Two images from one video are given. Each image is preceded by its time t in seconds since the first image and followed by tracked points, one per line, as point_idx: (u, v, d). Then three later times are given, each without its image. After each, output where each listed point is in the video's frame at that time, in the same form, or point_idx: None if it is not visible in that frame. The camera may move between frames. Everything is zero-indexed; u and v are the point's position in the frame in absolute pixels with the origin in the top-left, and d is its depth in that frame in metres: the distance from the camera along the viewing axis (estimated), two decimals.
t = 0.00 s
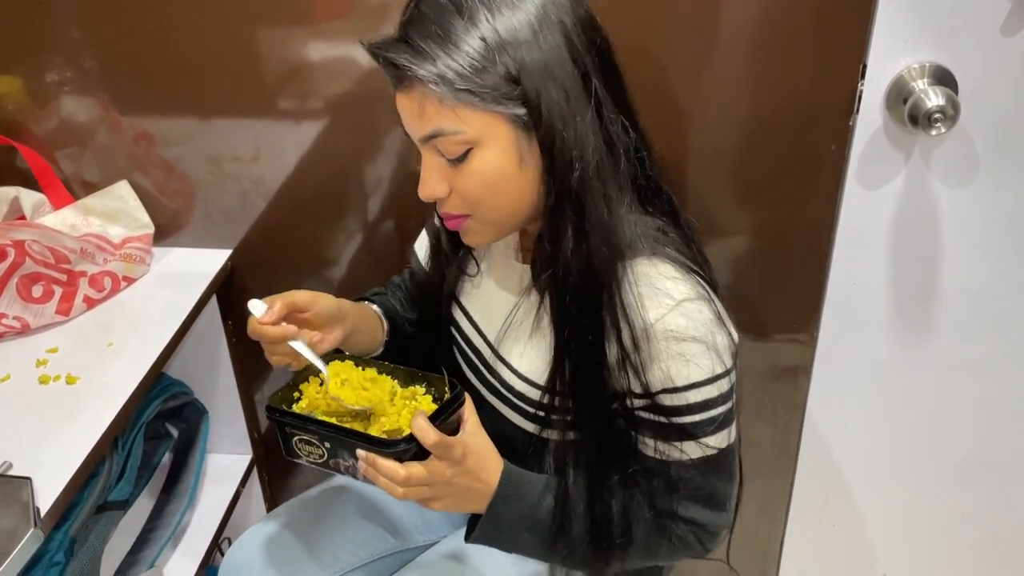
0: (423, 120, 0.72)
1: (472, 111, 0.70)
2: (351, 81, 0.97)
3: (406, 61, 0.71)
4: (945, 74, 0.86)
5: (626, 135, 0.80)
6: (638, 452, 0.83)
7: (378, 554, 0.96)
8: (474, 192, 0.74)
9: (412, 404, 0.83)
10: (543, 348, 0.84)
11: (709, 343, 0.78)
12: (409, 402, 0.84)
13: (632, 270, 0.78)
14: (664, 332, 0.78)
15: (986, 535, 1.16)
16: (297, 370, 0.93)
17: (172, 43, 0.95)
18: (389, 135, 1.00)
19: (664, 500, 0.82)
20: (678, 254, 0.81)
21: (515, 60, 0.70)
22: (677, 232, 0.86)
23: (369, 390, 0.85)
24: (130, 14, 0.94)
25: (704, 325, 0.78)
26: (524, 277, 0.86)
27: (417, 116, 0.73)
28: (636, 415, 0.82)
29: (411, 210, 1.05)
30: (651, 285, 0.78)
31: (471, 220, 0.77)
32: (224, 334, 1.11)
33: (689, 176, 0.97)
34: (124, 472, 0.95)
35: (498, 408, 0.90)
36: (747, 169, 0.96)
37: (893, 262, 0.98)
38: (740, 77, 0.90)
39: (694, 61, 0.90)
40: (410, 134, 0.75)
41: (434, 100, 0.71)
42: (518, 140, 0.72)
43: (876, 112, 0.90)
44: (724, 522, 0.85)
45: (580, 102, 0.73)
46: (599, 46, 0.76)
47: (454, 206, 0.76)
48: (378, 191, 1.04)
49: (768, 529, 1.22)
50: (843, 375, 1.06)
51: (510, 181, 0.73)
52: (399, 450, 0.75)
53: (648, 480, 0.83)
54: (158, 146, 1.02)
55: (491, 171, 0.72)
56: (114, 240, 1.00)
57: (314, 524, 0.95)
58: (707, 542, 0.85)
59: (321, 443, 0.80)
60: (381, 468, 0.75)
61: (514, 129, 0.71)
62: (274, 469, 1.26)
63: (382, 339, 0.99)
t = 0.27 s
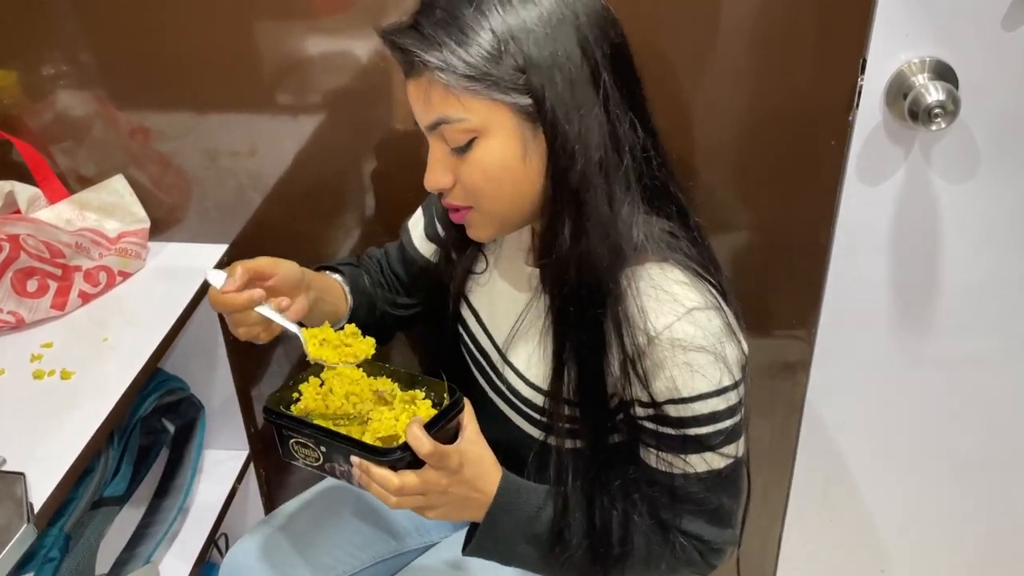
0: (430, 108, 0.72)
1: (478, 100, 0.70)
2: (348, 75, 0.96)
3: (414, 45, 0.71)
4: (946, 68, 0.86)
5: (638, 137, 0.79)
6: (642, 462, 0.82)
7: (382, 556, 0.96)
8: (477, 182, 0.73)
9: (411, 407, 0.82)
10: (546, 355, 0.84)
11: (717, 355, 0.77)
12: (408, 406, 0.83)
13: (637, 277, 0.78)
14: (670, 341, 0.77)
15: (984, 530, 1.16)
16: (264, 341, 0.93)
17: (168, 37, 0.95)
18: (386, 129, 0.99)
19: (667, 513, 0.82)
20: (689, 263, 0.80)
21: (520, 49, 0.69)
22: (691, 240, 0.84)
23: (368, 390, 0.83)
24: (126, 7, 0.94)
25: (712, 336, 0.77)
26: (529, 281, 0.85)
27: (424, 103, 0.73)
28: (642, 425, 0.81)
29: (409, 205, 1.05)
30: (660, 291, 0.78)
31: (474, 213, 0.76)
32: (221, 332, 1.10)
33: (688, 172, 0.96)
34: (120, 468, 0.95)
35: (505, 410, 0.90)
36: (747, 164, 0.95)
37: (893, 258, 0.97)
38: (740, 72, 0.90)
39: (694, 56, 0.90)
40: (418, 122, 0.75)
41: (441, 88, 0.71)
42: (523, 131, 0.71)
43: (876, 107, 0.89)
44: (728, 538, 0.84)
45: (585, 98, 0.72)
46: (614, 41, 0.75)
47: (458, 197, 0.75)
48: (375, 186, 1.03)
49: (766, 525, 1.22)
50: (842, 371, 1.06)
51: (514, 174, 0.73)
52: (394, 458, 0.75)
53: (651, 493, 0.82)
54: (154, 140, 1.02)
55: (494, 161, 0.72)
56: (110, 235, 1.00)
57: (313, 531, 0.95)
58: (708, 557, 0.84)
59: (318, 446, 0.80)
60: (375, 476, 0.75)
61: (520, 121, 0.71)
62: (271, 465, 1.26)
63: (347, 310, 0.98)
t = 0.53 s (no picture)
0: (451, 106, 0.71)
1: (501, 99, 0.69)
2: (344, 72, 0.96)
3: (436, 42, 0.70)
4: (941, 65, 0.86)
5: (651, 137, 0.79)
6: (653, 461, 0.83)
7: (378, 554, 0.96)
8: (495, 182, 0.72)
9: (422, 408, 0.82)
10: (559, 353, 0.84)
11: (728, 355, 0.77)
12: (417, 406, 0.82)
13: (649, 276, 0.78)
14: (682, 340, 0.77)
15: (980, 526, 1.16)
16: (267, 370, 0.89)
17: (164, 33, 0.95)
18: (383, 126, 0.99)
19: (679, 512, 0.82)
20: (698, 262, 0.80)
21: (548, 49, 0.70)
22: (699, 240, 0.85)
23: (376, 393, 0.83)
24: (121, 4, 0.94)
25: (722, 335, 0.77)
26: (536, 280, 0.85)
27: (443, 101, 0.71)
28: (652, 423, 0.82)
29: (405, 201, 1.05)
30: (671, 292, 0.78)
31: (487, 214, 0.76)
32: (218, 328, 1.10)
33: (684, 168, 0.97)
34: (116, 465, 0.95)
35: (512, 418, 0.89)
36: (743, 160, 0.95)
37: (889, 254, 0.97)
38: (736, 69, 0.90)
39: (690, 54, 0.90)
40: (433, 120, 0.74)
41: (463, 85, 0.70)
42: (547, 131, 0.71)
43: (871, 103, 0.89)
44: (737, 536, 0.85)
45: (610, 98, 0.72)
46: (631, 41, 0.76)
47: (472, 198, 0.75)
48: (372, 183, 1.03)
49: (762, 521, 1.22)
50: (838, 367, 1.06)
51: (533, 175, 0.72)
52: (410, 463, 0.74)
53: (664, 492, 0.82)
54: (150, 136, 1.02)
55: (514, 162, 0.71)
56: (105, 231, 1.00)
57: (312, 527, 0.95)
58: (719, 555, 0.85)
59: (327, 449, 0.79)
60: (390, 482, 0.74)
61: (542, 121, 0.71)
62: (268, 462, 1.26)
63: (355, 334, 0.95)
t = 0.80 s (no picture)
0: (449, 106, 0.71)
1: (499, 98, 0.70)
2: (339, 72, 0.97)
3: (434, 40, 0.70)
4: (931, 65, 0.86)
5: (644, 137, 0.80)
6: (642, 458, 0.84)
7: (372, 553, 0.96)
8: (489, 183, 0.73)
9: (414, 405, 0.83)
10: (548, 352, 0.84)
11: (717, 354, 0.79)
12: (410, 403, 0.83)
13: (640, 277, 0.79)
14: (671, 340, 0.78)
15: (974, 524, 1.16)
16: (257, 367, 0.89)
17: (160, 34, 0.95)
18: (378, 126, 1.00)
19: (669, 508, 0.84)
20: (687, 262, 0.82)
21: (544, 50, 0.70)
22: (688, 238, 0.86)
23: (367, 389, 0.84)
24: (117, 4, 0.94)
25: (711, 334, 0.79)
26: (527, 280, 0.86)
27: (440, 99, 0.71)
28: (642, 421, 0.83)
29: (400, 201, 1.05)
30: (659, 292, 0.79)
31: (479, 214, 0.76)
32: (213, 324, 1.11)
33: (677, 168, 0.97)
34: (112, 463, 0.95)
35: (503, 416, 0.90)
36: (736, 160, 0.96)
37: (881, 254, 0.98)
38: (728, 69, 0.91)
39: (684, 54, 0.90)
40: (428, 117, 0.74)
41: (463, 84, 0.70)
42: (541, 133, 0.72)
43: (862, 104, 0.90)
44: (726, 531, 0.86)
45: (604, 100, 0.73)
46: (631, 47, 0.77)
47: (465, 197, 0.75)
48: (368, 183, 1.04)
49: (757, 520, 1.22)
50: (831, 366, 1.07)
51: (527, 177, 0.73)
52: (403, 461, 0.74)
53: (654, 489, 0.84)
54: (147, 136, 1.02)
55: (508, 163, 0.72)
56: (102, 230, 1.00)
57: (307, 525, 0.95)
58: (709, 552, 0.86)
59: (320, 446, 0.79)
60: (382, 479, 0.74)
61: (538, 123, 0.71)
62: (265, 461, 1.26)
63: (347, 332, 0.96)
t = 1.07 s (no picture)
0: (502, 78, 0.70)
1: (568, 80, 0.71)
2: (336, 73, 0.97)
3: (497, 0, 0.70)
4: (925, 66, 0.87)
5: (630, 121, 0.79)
6: (629, 438, 0.83)
7: (365, 550, 0.97)
8: (536, 165, 0.72)
9: (407, 408, 0.81)
10: (535, 344, 0.83)
11: (694, 331, 0.77)
12: (403, 405, 0.81)
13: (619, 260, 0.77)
14: (648, 321, 0.77)
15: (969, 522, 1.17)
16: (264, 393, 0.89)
17: (158, 35, 0.96)
18: (375, 127, 1.00)
19: (658, 484, 0.83)
20: (662, 242, 0.80)
21: (599, 18, 0.72)
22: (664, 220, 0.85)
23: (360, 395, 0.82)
24: (116, 6, 0.95)
25: (688, 311, 0.77)
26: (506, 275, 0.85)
27: (505, 73, 0.70)
28: (625, 404, 0.82)
29: (397, 201, 1.06)
30: (632, 276, 0.77)
31: (506, 203, 0.74)
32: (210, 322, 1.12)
33: (672, 168, 0.98)
34: (110, 462, 0.96)
35: (490, 416, 0.89)
36: (732, 160, 0.96)
37: (876, 253, 0.98)
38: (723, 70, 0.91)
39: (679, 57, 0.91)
40: (473, 93, 0.71)
41: (542, 61, 0.70)
42: (587, 120, 0.74)
43: (856, 105, 0.90)
44: (715, 502, 0.85)
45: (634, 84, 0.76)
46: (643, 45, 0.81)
47: (500, 182, 0.73)
48: (365, 183, 1.04)
49: (753, 520, 1.23)
50: (826, 365, 1.07)
51: (572, 163, 0.74)
52: (400, 466, 0.73)
53: (646, 467, 0.83)
54: (145, 137, 1.03)
55: (561, 147, 0.72)
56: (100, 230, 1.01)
57: (301, 523, 0.96)
58: (704, 520, 0.85)
59: (318, 455, 0.78)
60: (381, 483, 0.74)
61: (588, 109, 0.73)
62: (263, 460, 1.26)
63: (339, 343, 0.96)
